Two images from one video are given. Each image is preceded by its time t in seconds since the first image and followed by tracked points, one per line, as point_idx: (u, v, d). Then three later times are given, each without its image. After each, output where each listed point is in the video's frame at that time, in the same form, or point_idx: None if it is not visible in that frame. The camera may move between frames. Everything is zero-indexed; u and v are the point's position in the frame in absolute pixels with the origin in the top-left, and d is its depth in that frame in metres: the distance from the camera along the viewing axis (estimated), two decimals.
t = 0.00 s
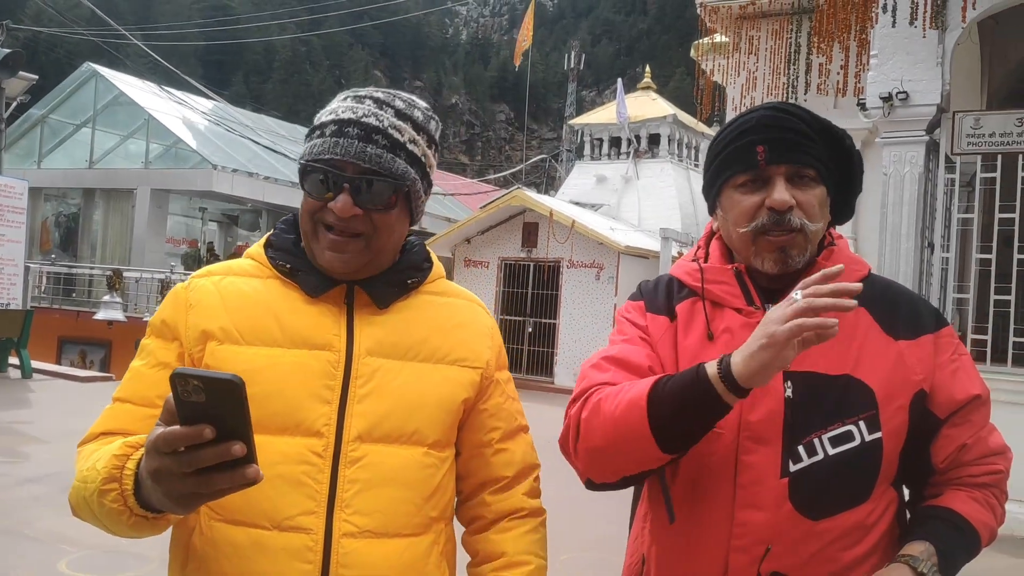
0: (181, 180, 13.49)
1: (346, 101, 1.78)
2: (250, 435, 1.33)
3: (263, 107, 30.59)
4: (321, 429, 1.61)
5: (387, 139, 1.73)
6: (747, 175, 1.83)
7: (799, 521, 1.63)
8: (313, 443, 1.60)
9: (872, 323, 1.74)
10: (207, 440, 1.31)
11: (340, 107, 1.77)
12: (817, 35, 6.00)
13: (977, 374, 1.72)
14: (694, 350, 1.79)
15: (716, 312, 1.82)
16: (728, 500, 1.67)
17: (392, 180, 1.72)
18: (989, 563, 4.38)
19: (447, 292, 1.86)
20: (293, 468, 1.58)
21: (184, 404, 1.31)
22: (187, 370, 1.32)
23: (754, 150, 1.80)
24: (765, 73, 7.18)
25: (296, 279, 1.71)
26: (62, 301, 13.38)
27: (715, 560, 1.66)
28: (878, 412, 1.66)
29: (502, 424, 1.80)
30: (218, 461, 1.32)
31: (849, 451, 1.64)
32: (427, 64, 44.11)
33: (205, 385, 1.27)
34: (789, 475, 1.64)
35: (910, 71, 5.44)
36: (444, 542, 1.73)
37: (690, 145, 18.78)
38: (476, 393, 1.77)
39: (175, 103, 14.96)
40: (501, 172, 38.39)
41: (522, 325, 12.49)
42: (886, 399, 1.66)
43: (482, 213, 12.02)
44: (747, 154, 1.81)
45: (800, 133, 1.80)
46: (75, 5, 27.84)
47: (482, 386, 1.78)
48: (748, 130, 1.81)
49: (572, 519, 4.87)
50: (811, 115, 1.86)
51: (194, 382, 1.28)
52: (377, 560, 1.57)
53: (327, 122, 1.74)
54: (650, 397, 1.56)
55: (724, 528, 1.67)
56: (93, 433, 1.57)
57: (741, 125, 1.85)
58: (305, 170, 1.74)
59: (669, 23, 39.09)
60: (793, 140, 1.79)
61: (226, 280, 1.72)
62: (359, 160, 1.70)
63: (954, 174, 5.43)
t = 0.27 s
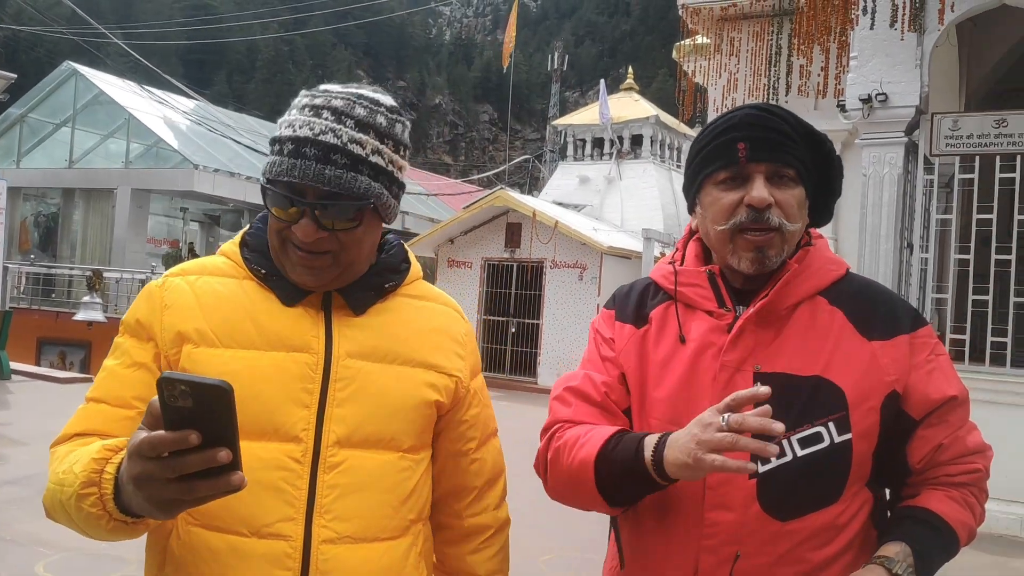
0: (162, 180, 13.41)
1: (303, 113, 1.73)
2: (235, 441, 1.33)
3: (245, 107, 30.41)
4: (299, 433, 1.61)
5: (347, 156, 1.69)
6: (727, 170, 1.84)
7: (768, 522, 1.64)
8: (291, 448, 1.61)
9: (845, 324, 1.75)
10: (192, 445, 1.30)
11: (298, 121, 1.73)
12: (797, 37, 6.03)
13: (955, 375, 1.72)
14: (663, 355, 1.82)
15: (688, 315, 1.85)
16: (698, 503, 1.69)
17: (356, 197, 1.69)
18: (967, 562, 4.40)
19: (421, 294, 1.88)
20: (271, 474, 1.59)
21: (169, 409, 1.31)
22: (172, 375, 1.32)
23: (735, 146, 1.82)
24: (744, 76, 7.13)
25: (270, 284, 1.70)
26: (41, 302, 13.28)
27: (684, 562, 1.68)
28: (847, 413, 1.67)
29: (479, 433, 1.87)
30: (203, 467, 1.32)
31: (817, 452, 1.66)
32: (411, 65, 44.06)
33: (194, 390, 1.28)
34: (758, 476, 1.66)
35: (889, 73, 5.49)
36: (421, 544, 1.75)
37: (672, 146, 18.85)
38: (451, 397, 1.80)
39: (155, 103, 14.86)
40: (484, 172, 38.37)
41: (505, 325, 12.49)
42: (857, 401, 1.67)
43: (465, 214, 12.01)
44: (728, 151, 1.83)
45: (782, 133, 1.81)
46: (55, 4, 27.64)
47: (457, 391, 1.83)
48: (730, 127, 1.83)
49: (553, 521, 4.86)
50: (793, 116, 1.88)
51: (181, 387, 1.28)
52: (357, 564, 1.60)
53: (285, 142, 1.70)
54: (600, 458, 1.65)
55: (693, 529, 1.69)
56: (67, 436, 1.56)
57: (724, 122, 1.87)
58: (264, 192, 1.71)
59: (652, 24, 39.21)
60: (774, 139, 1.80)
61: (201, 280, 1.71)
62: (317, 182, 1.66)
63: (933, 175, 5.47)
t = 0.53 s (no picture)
0: (147, 181, 13.35)
1: (289, 116, 1.71)
2: (222, 452, 1.33)
3: (231, 108, 30.28)
4: (288, 441, 1.61)
5: (333, 163, 1.67)
6: (711, 170, 1.86)
7: (749, 524, 1.65)
8: (279, 455, 1.60)
9: (826, 326, 1.76)
10: (178, 457, 1.29)
11: (282, 125, 1.71)
12: (782, 39, 6.07)
13: (938, 376, 1.73)
14: (647, 358, 1.83)
15: (671, 317, 1.86)
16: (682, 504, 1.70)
17: (342, 204, 1.68)
18: (949, 560, 4.43)
19: (404, 294, 1.89)
20: (260, 482, 1.58)
21: (156, 419, 1.30)
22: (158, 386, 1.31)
23: (718, 147, 1.84)
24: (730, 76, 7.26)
25: (255, 287, 1.68)
26: (25, 304, 13.13)
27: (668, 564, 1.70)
28: (828, 414, 1.68)
29: (465, 432, 1.90)
30: (189, 478, 1.31)
31: (799, 454, 1.67)
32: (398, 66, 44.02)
33: (181, 402, 1.27)
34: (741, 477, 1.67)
35: (873, 74, 5.53)
36: (407, 546, 1.77)
37: (659, 148, 18.90)
38: (437, 398, 1.81)
39: (141, 104, 14.78)
40: (471, 173, 38.36)
41: (493, 326, 12.49)
42: (837, 402, 1.68)
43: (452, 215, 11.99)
44: (712, 150, 1.85)
45: (764, 133, 1.82)
46: (39, 4, 27.48)
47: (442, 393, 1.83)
48: (714, 127, 1.85)
49: (538, 521, 4.86)
50: (777, 118, 1.89)
51: (167, 398, 1.28)
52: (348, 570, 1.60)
53: (269, 147, 1.68)
54: (577, 477, 1.69)
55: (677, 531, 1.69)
56: (46, 441, 1.53)
57: (709, 122, 1.88)
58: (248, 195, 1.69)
59: (639, 25, 39.31)
60: (757, 139, 1.82)
61: (183, 281, 1.68)
62: (302, 191, 1.65)
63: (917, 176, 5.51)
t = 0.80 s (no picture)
0: (137, 183, 13.32)
1: (290, 105, 1.73)
2: (223, 460, 1.32)
3: (221, 109, 30.18)
4: (283, 445, 1.60)
5: (339, 149, 1.70)
6: (710, 171, 1.86)
7: (746, 522, 1.65)
8: (276, 459, 1.60)
9: (823, 327, 1.76)
10: (180, 467, 1.29)
11: (283, 113, 1.72)
12: (771, 41, 6.09)
13: (930, 378, 1.74)
14: (643, 356, 1.83)
15: (669, 314, 1.86)
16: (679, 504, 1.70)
17: (347, 189, 1.70)
18: (939, 560, 4.44)
19: (394, 293, 1.89)
20: (258, 486, 1.57)
21: (155, 430, 1.28)
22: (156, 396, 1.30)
23: (717, 148, 1.84)
24: (720, 78, 7.25)
25: (247, 286, 1.68)
26: (15, 306, 13.08)
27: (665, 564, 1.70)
28: (825, 414, 1.68)
29: (455, 428, 1.89)
30: (191, 487, 1.30)
31: (797, 453, 1.67)
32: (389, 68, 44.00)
33: (180, 413, 1.26)
34: (737, 476, 1.68)
35: (862, 76, 5.55)
36: (402, 547, 1.78)
37: (649, 149, 18.94)
38: (429, 397, 1.81)
39: (130, 105, 14.75)
40: (462, 175, 38.36)
41: (484, 328, 12.50)
42: (834, 402, 1.69)
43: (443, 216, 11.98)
44: (711, 151, 1.85)
45: (764, 135, 1.83)
46: (28, 5, 27.40)
47: (435, 393, 1.84)
48: (714, 127, 1.85)
49: (528, 523, 4.86)
50: (776, 121, 1.90)
51: (167, 409, 1.26)
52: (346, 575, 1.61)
53: (273, 132, 1.69)
54: (564, 490, 1.70)
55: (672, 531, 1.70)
56: (36, 451, 1.51)
57: (708, 124, 1.89)
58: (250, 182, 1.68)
59: (629, 27, 39.38)
60: (756, 141, 1.82)
61: (172, 286, 1.67)
62: (312, 173, 1.66)
63: (905, 177, 5.53)
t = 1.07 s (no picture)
0: (132, 184, 13.30)
1: (287, 88, 1.78)
2: (222, 462, 1.32)
3: (216, 110, 30.14)
4: (277, 445, 1.60)
5: (340, 123, 1.75)
6: (697, 186, 1.86)
7: (743, 520, 1.65)
8: (270, 460, 1.59)
9: (818, 328, 1.77)
10: (178, 469, 1.28)
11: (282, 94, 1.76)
12: (765, 42, 6.10)
13: (921, 378, 1.75)
14: (643, 353, 1.82)
15: (668, 313, 1.85)
16: (676, 502, 1.69)
17: (348, 162, 1.74)
18: (934, 559, 4.45)
19: (388, 295, 1.89)
20: (251, 487, 1.57)
21: (154, 434, 1.28)
22: (155, 400, 1.30)
23: (702, 161, 1.84)
24: (715, 79, 7.35)
25: (241, 285, 1.67)
26: (9, 308, 13.04)
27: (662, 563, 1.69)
28: (822, 412, 1.69)
29: (448, 431, 1.89)
30: (191, 490, 1.30)
31: (794, 451, 1.67)
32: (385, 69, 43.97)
33: (180, 415, 1.26)
34: (736, 474, 1.67)
35: (856, 76, 5.56)
36: (397, 547, 1.77)
37: (645, 150, 18.96)
38: (423, 398, 1.81)
39: (125, 106, 14.75)
40: (458, 175, 38.33)
41: (480, 329, 12.49)
42: (830, 401, 1.69)
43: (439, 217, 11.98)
44: (696, 166, 1.85)
45: (745, 143, 1.83)
46: (22, 6, 27.33)
47: (428, 395, 1.84)
48: (694, 143, 1.85)
49: (523, 524, 4.86)
50: (755, 126, 1.90)
51: (167, 412, 1.26)
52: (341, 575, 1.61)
53: (275, 108, 1.72)
54: (581, 420, 1.58)
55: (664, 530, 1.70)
56: (31, 457, 1.50)
57: (687, 138, 1.89)
58: (252, 156, 1.70)
59: (625, 28, 39.41)
60: (738, 151, 1.82)
61: (164, 287, 1.66)
62: (317, 143, 1.70)
63: (899, 177, 5.54)
